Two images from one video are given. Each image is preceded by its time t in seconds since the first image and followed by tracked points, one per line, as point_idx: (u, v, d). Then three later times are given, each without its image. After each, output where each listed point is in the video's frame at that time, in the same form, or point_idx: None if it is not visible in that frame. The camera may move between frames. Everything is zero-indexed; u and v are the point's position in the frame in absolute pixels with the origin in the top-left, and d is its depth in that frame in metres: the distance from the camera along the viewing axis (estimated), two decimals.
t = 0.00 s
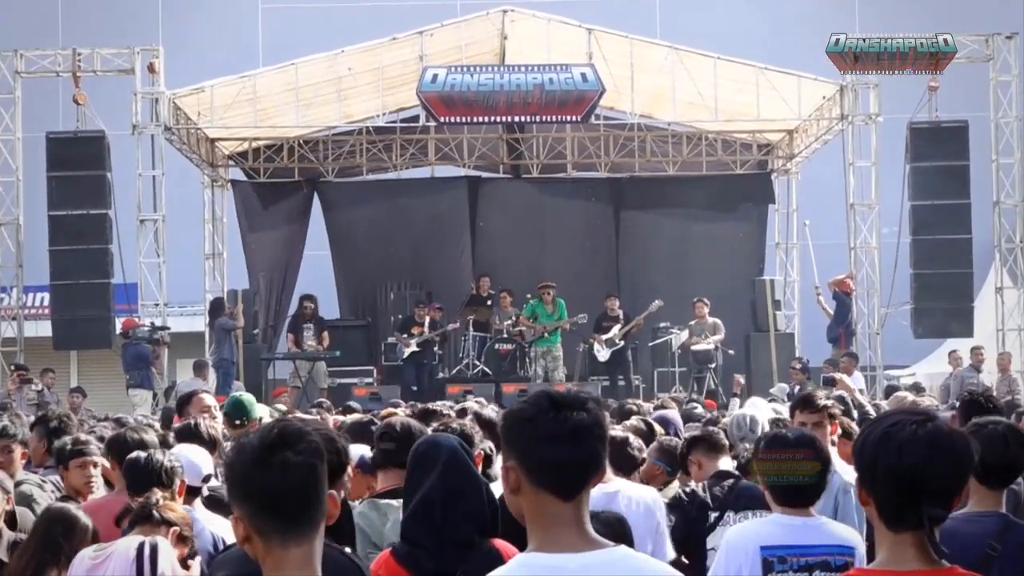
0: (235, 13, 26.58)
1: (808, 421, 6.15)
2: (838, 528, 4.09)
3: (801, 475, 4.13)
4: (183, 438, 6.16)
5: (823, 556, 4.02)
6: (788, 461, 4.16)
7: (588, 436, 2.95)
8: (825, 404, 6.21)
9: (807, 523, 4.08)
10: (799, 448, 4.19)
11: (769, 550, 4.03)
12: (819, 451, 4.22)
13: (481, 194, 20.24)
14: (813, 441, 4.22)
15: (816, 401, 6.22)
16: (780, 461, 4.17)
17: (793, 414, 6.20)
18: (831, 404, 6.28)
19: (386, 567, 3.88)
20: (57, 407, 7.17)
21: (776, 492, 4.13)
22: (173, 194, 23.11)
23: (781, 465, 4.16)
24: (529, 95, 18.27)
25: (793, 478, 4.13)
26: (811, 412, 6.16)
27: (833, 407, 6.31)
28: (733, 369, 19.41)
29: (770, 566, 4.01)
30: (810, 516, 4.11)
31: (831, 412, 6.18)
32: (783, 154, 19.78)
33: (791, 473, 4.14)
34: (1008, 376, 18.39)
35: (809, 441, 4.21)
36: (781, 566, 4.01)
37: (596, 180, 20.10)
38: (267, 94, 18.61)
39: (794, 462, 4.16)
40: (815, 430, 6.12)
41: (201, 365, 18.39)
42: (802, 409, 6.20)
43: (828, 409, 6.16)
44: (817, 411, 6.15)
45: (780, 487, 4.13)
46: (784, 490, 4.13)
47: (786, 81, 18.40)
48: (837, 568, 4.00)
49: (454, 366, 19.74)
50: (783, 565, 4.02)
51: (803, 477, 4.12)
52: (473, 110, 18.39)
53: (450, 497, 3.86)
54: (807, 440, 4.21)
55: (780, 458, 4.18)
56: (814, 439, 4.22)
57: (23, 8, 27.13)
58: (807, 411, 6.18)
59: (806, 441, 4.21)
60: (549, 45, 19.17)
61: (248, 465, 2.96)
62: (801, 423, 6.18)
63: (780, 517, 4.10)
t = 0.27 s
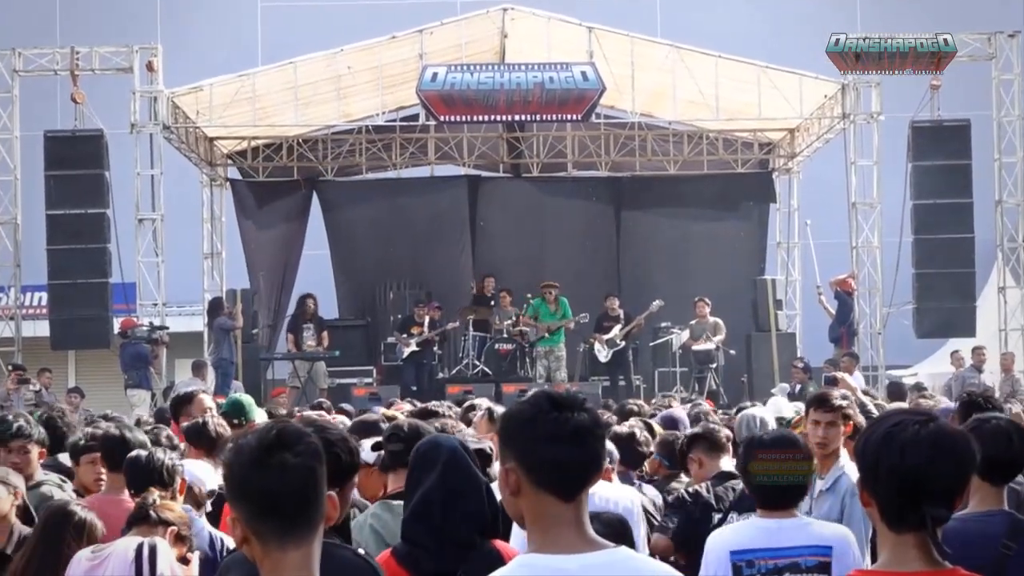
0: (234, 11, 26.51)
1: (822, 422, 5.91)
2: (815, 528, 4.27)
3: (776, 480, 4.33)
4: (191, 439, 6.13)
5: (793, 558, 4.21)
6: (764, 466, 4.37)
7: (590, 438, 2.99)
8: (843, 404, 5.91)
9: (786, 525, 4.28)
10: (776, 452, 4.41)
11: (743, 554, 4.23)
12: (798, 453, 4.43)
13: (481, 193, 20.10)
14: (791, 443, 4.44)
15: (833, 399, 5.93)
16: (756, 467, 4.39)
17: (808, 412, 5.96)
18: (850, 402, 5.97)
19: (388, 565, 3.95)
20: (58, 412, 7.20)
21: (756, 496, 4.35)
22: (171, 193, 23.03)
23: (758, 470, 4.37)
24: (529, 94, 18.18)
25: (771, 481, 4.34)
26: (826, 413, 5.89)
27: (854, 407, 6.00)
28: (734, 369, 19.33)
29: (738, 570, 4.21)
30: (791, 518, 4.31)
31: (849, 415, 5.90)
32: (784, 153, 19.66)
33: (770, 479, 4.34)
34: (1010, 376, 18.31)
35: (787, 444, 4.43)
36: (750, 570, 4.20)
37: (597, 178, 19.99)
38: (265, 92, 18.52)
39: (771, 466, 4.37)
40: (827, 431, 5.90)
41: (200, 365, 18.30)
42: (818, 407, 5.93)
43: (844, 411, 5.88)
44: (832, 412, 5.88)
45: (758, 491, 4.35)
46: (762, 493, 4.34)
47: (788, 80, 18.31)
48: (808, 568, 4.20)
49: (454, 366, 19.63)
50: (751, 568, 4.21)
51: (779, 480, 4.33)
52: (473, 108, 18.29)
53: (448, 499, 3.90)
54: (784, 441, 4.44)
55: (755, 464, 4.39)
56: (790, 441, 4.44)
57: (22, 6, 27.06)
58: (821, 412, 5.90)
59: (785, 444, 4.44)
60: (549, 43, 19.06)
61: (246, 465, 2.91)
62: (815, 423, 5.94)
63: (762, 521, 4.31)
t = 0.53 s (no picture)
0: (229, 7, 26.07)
1: (835, 421, 5.71)
2: (805, 525, 4.11)
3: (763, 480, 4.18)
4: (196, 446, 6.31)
5: (782, 558, 4.04)
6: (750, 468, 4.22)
7: (592, 441, 2.97)
8: (859, 403, 5.70)
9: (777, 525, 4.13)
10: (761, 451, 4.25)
11: (735, 563, 4.07)
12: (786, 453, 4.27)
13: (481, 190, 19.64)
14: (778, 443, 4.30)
15: (848, 398, 5.71)
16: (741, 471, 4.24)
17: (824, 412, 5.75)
18: (867, 403, 5.74)
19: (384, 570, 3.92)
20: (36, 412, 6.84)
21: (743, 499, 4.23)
22: (164, 191, 22.58)
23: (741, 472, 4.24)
24: (531, 89, 17.77)
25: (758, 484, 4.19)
26: (840, 412, 5.69)
27: (872, 407, 5.77)
28: (739, 371, 18.91)
29: None
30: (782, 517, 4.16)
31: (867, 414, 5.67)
32: (791, 150, 19.19)
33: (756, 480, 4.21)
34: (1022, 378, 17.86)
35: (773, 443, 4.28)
36: None
37: (600, 175, 19.53)
38: (260, 88, 18.09)
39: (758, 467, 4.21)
40: (843, 431, 5.68)
41: (193, 366, 17.89)
42: (833, 406, 5.72)
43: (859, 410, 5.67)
44: (847, 411, 5.66)
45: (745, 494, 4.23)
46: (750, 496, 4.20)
47: (795, 74, 17.88)
48: (798, 566, 4.03)
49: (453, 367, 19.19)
50: None
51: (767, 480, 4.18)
52: (472, 104, 17.88)
53: (449, 506, 3.89)
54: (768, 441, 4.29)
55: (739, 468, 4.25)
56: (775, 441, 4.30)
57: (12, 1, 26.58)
58: (836, 411, 5.70)
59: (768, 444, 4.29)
60: (551, 37, 18.61)
61: (238, 470, 2.88)
62: (830, 424, 5.73)
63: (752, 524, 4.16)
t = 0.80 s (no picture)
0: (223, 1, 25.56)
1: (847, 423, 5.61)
2: (837, 525, 3.53)
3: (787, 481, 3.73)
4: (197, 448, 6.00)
5: (815, 559, 3.46)
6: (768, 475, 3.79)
7: (596, 447, 2.99)
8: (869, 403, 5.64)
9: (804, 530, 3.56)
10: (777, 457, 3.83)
11: (765, 568, 3.50)
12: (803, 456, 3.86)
13: (480, 187, 19.00)
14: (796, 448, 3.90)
15: (858, 399, 5.65)
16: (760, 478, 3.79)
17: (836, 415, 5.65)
18: (878, 402, 5.66)
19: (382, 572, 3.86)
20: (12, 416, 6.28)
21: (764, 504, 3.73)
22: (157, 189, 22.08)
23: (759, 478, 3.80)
24: (531, 84, 17.31)
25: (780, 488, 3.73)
26: (852, 412, 5.61)
27: (884, 405, 5.68)
28: (746, 372, 18.43)
29: None
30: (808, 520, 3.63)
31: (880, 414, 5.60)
32: (799, 145, 18.69)
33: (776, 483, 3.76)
34: None
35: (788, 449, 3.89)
36: None
37: (603, 171, 18.93)
38: (253, 82, 17.62)
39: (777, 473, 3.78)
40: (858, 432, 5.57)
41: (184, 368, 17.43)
42: (845, 408, 5.64)
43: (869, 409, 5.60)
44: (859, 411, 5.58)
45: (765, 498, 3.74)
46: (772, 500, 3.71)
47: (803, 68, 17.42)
48: (835, 567, 3.43)
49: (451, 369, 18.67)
50: None
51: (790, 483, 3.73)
52: (471, 99, 17.40)
53: (447, 513, 3.80)
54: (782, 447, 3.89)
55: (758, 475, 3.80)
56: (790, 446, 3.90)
57: None
58: (846, 412, 5.62)
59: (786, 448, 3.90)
60: (552, 30, 18.11)
61: (230, 475, 2.78)
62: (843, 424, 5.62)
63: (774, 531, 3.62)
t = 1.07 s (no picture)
0: None
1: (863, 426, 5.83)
2: (880, 534, 3.65)
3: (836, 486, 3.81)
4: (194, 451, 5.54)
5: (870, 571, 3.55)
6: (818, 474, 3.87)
7: (597, 450, 3.04)
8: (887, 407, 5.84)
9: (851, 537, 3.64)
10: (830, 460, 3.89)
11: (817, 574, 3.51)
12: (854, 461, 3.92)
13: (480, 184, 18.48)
14: (848, 451, 3.95)
15: (878, 401, 5.85)
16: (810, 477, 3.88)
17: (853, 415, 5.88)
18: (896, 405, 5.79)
19: None
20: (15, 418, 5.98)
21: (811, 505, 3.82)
22: (149, 186, 21.56)
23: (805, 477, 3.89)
24: (532, 78, 16.85)
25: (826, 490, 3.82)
26: (870, 415, 5.80)
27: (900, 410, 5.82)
28: (752, 374, 17.97)
29: None
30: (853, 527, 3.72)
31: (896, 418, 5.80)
32: (807, 141, 18.19)
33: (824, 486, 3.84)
34: None
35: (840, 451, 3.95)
36: None
37: (606, 167, 18.43)
38: (247, 76, 17.17)
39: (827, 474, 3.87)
40: (872, 434, 5.81)
41: (177, 370, 17.00)
42: (862, 410, 5.85)
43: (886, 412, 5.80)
44: (875, 413, 5.79)
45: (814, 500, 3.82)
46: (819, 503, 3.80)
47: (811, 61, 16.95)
48: None
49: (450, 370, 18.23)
50: None
51: (839, 489, 3.81)
52: (471, 93, 16.96)
53: (448, 517, 3.59)
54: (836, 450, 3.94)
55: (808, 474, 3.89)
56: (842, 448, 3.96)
57: None
58: (864, 413, 5.82)
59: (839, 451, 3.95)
60: (554, 23, 17.64)
61: (228, 477, 2.81)
62: (859, 427, 5.84)
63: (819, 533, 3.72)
